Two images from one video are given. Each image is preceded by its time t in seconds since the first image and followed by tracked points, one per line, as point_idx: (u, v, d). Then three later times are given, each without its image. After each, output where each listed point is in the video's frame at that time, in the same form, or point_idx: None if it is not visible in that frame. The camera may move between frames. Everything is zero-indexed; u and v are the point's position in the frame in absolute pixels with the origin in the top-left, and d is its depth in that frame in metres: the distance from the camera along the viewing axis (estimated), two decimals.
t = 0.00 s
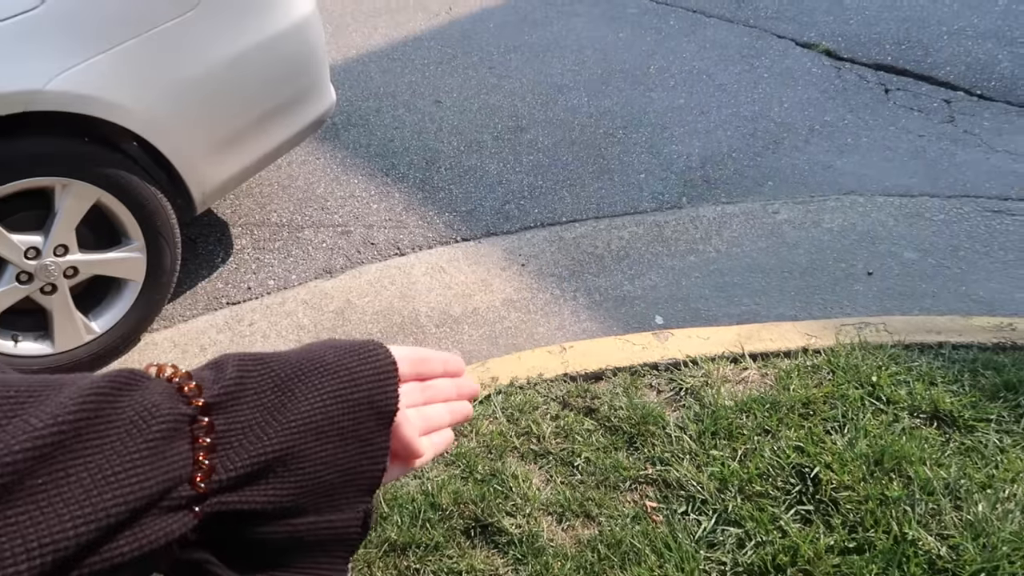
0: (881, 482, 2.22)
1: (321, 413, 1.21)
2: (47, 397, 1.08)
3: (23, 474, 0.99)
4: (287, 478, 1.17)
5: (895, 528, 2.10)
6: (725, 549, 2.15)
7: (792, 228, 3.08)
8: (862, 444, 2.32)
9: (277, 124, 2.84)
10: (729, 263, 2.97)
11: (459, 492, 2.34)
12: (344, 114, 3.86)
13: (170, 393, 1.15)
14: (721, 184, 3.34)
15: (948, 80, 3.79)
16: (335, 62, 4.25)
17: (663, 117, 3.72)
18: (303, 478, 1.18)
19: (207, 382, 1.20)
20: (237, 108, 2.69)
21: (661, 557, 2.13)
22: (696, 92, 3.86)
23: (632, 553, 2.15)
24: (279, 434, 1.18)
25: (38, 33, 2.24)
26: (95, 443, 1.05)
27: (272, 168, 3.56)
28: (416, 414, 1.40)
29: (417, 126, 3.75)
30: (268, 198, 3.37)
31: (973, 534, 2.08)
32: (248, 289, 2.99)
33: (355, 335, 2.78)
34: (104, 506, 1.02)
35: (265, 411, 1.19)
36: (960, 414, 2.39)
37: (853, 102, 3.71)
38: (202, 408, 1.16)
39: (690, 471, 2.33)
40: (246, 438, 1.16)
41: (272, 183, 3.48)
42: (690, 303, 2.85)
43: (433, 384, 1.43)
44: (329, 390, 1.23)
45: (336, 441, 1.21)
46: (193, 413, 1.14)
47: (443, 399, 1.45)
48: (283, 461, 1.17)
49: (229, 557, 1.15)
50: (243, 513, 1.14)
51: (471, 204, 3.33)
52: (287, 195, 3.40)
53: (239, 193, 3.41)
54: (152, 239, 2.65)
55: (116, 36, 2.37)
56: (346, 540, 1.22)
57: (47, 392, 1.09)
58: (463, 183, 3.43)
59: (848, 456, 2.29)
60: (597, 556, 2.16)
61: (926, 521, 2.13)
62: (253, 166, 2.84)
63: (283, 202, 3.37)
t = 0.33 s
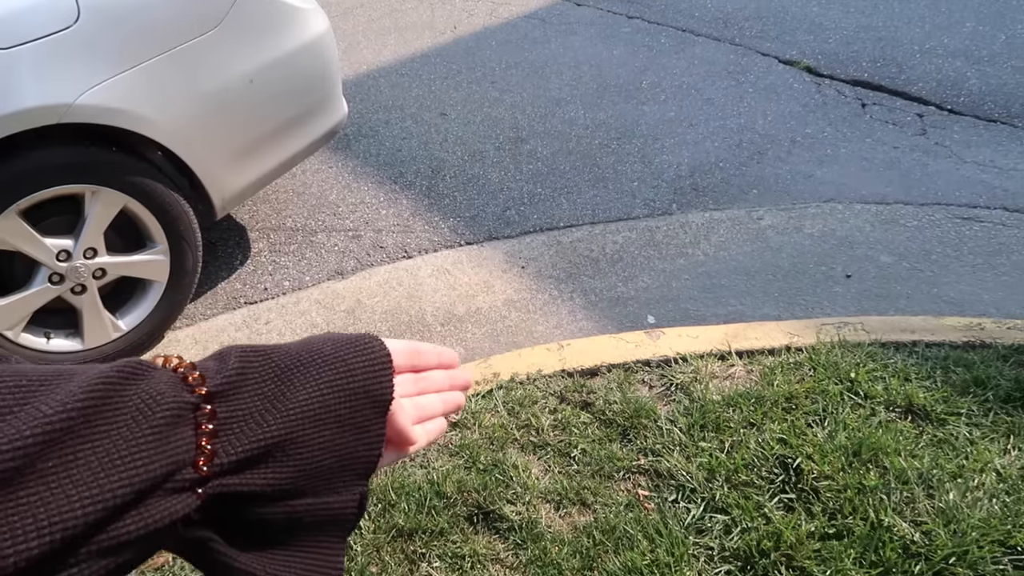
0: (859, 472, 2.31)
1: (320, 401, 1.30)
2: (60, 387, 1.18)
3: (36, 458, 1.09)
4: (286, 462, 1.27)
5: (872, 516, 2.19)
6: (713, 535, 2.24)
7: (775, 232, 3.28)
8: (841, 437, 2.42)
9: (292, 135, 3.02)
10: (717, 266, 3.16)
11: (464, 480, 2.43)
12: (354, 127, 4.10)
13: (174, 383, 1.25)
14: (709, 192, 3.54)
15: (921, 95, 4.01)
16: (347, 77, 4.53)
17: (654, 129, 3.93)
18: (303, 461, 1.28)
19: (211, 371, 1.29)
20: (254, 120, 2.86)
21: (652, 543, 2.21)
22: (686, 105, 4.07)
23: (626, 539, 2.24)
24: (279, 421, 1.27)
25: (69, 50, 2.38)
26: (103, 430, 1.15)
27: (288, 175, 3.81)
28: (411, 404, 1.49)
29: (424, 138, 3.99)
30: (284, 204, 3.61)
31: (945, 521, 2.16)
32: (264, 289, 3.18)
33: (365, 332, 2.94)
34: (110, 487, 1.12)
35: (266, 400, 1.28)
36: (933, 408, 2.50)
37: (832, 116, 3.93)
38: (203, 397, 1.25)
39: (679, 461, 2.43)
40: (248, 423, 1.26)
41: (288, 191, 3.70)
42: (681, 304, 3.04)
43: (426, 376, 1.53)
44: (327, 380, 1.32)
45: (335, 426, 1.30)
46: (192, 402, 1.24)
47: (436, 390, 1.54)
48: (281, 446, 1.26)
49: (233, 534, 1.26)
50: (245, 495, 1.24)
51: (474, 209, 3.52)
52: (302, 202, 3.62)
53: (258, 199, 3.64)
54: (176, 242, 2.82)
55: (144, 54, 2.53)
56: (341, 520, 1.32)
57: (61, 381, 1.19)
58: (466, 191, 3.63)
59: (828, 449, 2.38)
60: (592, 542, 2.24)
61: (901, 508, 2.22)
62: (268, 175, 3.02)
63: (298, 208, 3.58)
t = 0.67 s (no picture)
0: (853, 469, 2.36)
1: (363, 312, 1.19)
2: (75, 316, 1.04)
3: (54, 390, 0.96)
4: (332, 377, 1.16)
5: (867, 512, 2.24)
6: (710, 532, 2.29)
7: (770, 234, 3.34)
8: (835, 434, 2.47)
9: (296, 140, 3.08)
10: (713, 267, 3.22)
11: (465, 480, 2.47)
12: (356, 132, 4.16)
13: (202, 308, 1.13)
14: (705, 194, 3.60)
15: (912, 99, 4.07)
16: (349, 83, 4.59)
17: (651, 133, 3.99)
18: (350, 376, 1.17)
19: (242, 299, 1.16)
20: (259, 124, 2.92)
21: (651, 540, 2.26)
22: (681, 110, 4.13)
23: (624, 536, 2.28)
24: (318, 338, 1.15)
25: (76, 57, 2.43)
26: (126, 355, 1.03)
27: (291, 180, 3.87)
28: (477, 299, 1.29)
29: (425, 142, 4.05)
30: (288, 208, 3.67)
31: (937, 518, 2.21)
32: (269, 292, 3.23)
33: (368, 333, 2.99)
34: (136, 412, 1.01)
35: (300, 319, 1.16)
36: (925, 406, 2.56)
37: (825, 119, 3.99)
38: (234, 322, 1.13)
39: (677, 460, 2.47)
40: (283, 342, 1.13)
41: (291, 196, 3.76)
42: (678, 304, 3.09)
43: (492, 268, 1.31)
44: (366, 294, 1.20)
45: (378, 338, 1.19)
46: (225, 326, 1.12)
47: (506, 281, 1.31)
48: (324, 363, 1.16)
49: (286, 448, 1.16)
50: (291, 412, 1.14)
51: (474, 213, 3.58)
52: (305, 206, 3.68)
53: (262, 203, 3.70)
54: (181, 247, 2.88)
55: (151, 61, 2.58)
56: (395, 425, 1.22)
57: (73, 311, 1.05)
58: (466, 195, 3.69)
59: (823, 446, 2.43)
60: (591, 539, 2.29)
61: (894, 505, 2.27)
62: (272, 179, 3.07)
63: (302, 213, 3.65)
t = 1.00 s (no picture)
0: (854, 469, 2.36)
1: (415, 358, 1.21)
2: (148, 351, 1.12)
3: (124, 425, 1.04)
4: (379, 421, 1.19)
5: (868, 513, 2.24)
6: (712, 533, 2.28)
7: (769, 234, 3.34)
8: (835, 434, 2.46)
9: (295, 142, 3.08)
10: (712, 267, 3.22)
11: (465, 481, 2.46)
12: (355, 134, 4.16)
13: (265, 342, 1.19)
14: (704, 195, 3.60)
15: (911, 98, 4.06)
16: (347, 85, 4.59)
17: (650, 134, 3.99)
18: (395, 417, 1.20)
19: (300, 331, 1.22)
20: (259, 128, 2.92)
21: (651, 542, 2.26)
22: (680, 110, 4.13)
23: (625, 538, 2.28)
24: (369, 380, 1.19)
25: (73, 62, 2.42)
26: (190, 393, 1.10)
27: (290, 183, 3.87)
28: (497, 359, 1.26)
29: (424, 144, 4.05)
30: (287, 211, 3.67)
31: (939, 517, 2.21)
32: (268, 295, 3.23)
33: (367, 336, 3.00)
34: (199, 448, 1.08)
35: (355, 359, 1.20)
36: (926, 405, 2.55)
37: (824, 119, 3.99)
38: (292, 357, 1.18)
39: (677, 461, 2.47)
40: (338, 379, 1.18)
41: (290, 198, 3.76)
42: (677, 304, 3.09)
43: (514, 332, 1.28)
44: (420, 337, 1.22)
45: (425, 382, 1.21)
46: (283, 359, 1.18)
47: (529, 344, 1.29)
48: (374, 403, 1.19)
49: (327, 498, 1.19)
50: (337, 457, 1.17)
51: (474, 214, 3.58)
52: (305, 209, 3.68)
53: (261, 207, 3.71)
54: (180, 251, 2.88)
55: (148, 64, 2.58)
56: (443, 494, 1.20)
57: (145, 346, 1.13)
58: (465, 196, 3.69)
59: (823, 446, 2.43)
60: (592, 541, 2.28)
61: (896, 505, 2.26)
62: (272, 182, 3.08)
63: (301, 215, 3.65)
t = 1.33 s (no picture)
0: (849, 467, 2.37)
1: (408, 344, 1.30)
2: (132, 344, 1.16)
3: (107, 417, 1.08)
4: (375, 406, 1.27)
5: (862, 510, 2.25)
6: (707, 531, 2.29)
7: (764, 234, 3.35)
8: (830, 432, 2.48)
9: (290, 143, 3.08)
10: (707, 267, 3.23)
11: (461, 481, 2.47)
12: (351, 135, 4.16)
13: (253, 333, 1.25)
14: (700, 194, 3.61)
15: (905, 97, 4.07)
16: (343, 86, 4.58)
17: (645, 133, 4.00)
18: (391, 400, 1.28)
19: (292, 323, 1.29)
20: (254, 129, 2.93)
21: (647, 540, 2.27)
22: (676, 110, 4.14)
23: (621, 537, 2.29)
24: (364, 366, 1.26)
25: (68, 62, 2.42)
26: (175, 385, 1.14)
27: (285, 183, 3.87)
28: (517, 336, 1.49)
29: (419, 144, 4.06)
30: (282, 211, 3.68)
31: (932, 515, 2.22)
32: (264, 296, 3.24)
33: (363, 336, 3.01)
34: (185, 440, 1.11)
35: (350, 345, 1.27)
36: (920, 403, 2.56)
37: (818, 118, 4.00)
38: (282, 345, 1.24)
39: (673, 460, 2.47)
40: (333, 366, 1.25)
41: (286, 199, 3.77)
42: (673, 304, 3.09)
43: (537, 309, 1.53)
44: (413, 322, 1.31)
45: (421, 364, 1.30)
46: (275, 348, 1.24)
47: (548, 321, 1.54)
48: (370, 389, 1.26)
49: (324, 482, 1.26)
50: (336, 442, 1.25)
51: (469, 214, 3.59)
52: (300, 209, 3.69)
53: (256, 207, 3.71)
54: (176, 253, 2.88)
55: (143, 65, 2.57)
56: (435, 462, 1.33)
57: (130, 339, 1.17)
58: (461, 197, 3.69)
59: (818, 444, 2.44)
60: (588, 540, 2.29)
61: (890, 503, 2.27)
62: (268, 183, 3.08)
63: (297, 216, 3.65)
